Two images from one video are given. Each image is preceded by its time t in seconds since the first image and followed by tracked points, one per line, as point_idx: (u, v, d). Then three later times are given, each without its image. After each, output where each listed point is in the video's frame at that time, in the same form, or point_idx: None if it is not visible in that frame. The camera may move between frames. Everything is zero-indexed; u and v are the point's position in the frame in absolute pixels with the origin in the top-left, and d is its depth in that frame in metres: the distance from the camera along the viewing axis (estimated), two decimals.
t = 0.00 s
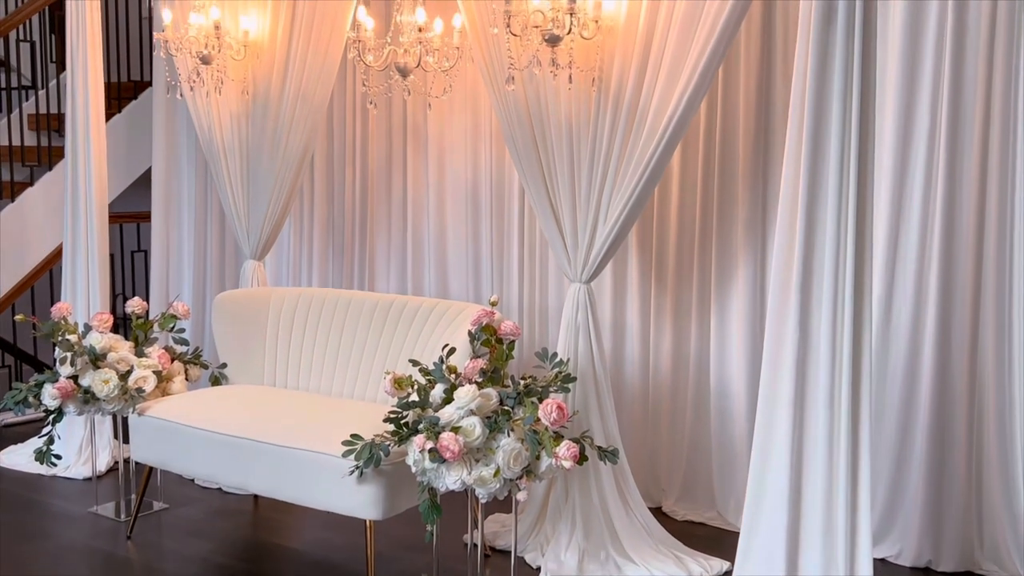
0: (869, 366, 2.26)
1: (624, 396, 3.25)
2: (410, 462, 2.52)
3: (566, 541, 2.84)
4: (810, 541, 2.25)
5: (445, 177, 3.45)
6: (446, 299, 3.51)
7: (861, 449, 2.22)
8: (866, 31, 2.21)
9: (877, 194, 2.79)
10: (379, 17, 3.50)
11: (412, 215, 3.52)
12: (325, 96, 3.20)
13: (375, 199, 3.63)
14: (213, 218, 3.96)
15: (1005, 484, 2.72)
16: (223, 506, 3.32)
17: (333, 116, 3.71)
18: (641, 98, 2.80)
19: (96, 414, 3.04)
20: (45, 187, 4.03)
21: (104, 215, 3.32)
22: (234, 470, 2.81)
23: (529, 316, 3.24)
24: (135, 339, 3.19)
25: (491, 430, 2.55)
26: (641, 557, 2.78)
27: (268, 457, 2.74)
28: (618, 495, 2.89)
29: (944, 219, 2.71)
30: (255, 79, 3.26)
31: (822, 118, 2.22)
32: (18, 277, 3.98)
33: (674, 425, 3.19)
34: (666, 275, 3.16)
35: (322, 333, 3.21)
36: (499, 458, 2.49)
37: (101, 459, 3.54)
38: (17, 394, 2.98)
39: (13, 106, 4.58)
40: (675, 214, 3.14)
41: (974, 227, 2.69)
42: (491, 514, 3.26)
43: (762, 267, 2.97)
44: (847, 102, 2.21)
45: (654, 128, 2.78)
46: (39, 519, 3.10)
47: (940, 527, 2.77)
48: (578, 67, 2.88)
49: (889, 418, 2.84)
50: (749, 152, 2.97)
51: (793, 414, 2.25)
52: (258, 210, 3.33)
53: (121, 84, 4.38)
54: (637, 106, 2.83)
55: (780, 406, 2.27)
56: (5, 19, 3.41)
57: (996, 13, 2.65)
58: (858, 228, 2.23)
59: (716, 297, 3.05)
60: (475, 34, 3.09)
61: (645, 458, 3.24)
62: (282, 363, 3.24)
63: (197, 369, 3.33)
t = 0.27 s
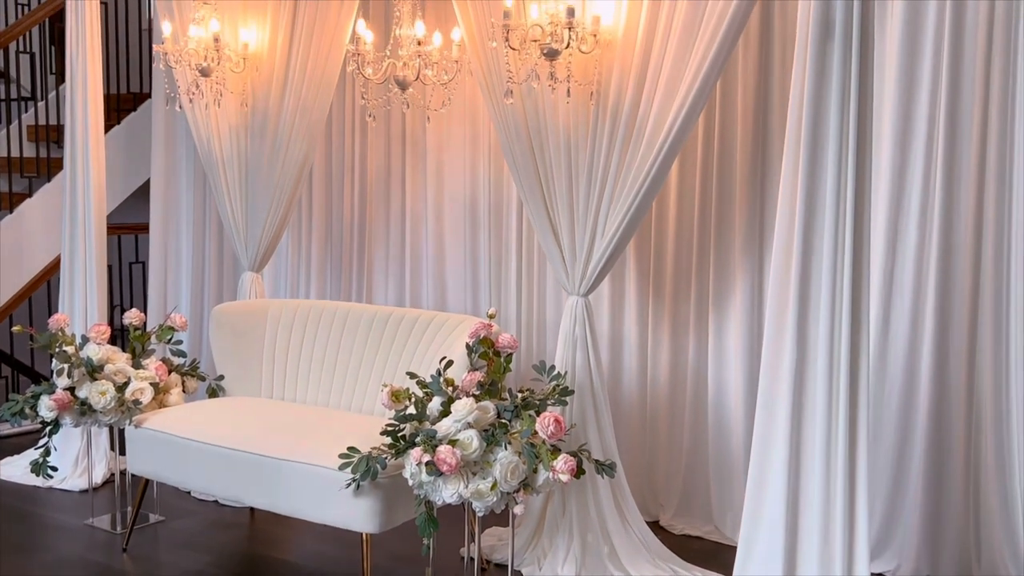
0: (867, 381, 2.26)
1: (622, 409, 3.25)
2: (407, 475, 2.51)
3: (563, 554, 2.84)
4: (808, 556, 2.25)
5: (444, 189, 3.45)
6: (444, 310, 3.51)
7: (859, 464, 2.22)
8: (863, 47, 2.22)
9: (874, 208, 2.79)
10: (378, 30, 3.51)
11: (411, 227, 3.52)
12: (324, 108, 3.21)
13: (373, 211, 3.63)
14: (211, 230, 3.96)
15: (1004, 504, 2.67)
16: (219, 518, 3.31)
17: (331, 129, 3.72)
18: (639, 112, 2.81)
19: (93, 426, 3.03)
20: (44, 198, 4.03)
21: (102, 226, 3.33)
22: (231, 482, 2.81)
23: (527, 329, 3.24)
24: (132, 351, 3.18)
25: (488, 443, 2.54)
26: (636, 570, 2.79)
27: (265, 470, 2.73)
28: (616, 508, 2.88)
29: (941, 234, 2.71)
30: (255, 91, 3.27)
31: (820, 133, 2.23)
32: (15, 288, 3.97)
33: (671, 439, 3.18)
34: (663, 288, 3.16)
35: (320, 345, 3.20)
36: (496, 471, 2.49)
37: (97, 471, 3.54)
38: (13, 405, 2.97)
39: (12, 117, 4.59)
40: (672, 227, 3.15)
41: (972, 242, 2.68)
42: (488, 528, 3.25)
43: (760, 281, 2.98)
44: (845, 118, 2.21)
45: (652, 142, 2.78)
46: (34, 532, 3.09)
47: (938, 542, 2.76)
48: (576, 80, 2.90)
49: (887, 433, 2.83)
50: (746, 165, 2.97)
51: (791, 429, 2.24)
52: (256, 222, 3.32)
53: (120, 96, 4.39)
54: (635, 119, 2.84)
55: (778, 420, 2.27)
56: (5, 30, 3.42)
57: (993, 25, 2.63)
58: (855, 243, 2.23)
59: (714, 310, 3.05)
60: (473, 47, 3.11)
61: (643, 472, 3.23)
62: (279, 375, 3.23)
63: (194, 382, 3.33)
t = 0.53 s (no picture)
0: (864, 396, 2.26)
1: (620, 421, 3.24)
2: (403, 488, 2.50)
3: (560, 567, 2.84)
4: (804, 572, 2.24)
5: (442, 202, 3.46)
6: (441, 323, 3.50)
7: (856, 479, 2.21)
8: (860, 62, 2.23)
9: (871, 222, 2.78)
10: (377, 42, 3.52)
11: (408, 239, 3.53)
12: (323, 120, 3.22)
13: (371, 223, 3.64)
14: (209, 241, 3.97)
15: (1001, 520, 2.65)
16: (215, 530, 3.30)
17: (330, 141, 3.73)
18: (637, 125, 2.81)
19: (89, 437, 3.03)
20: (42, 209, 4.03)
21: (100, 237, 3.33)
22: (227, 495, 2.80)
23: (524, 341, 3.24)
24: (128, 362, 3.18)
25: (485, 456, 2.53)
26: None
27: (261, 482, 2.72)
28: (612, 521, 2.88)
29: (938, 247, 2.71)
30: (254, 103, 3.28)
31: (817, 148, 2.24)
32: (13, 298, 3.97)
33: (668, 452, 3.18)
34: (661, 301, 3.16)
35: (317, 358, 3.20)
36: (493, 484, 2.48)
37: (93, 483, 3.53)
38: (9, 416, 2.97)
39: (11, 128, 4.60)
40: (670, 240, 3.15)
41: (969, 256, 2.68)
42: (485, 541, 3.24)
43: (757, 294, 2.98)
44: (842, 132, 2.22)
45: (649, 154, 2.79)
46: (29, 543, 3.08)
47: (935, 557, 2.76)
48: (574, 94, 2.91)
49: (884, 447, 2.83)
50: (744, 179, 2.98)
51: (788, 443, 2.24)
52: (254, 234, 3.32)
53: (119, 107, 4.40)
54: (632, 132, 2.84)
55: (775, 435, 2.27)
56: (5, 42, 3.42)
57: (989, 39, 2.63)
58: (852, 258, 2.23)
59: (712, 324, 3.05)
60: (471, 59, 3.12)
61: (640, 485, 3.23)
62: (276, 387, 3.23)
63: (191, 393, 3.32)
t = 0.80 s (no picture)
0: (861, 411, 2.26)
1: (617, 433, 3.24)
2: (399, 500, 2.49)
3: None
4: None
5: (439, 213, 3.46)
6: (438, 334, 3.50)
7: (853, 494, 2.21)
8: (857, 76, 2.23)
9: (868, 235, 2.78)
10: (375, 55, 3.53)
11: (406, 251, 3.53)
12: (321, 132, 3.22)
13: (369, 234, 3.64)
14: (206, 252, 3.97)
15: (998, 534, 2.66)
16: (210, 543, 3.29)
17: (327, 153, 3.73)
18: (634, 138, 2.82)
19: (84, 449, 3.01)
20: (40, 219, 4.03)
21: (97, 247, 3.33)
22: (223, 507, 2.79)
23: (521, 353, 3.24)
24: (125, 373, 3.18)
25: (481, 468, 2.53)
26: None
27: (257, 494, 2.72)
28: (610, 535, 2.88)
29: (934, 261, 2.71)
30: (252, 114, 3.28)
31: (813, 163, 2.24)
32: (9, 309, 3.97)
33: (665, 465, 3.17)
34: (658, 314, 3.16)
35: (313, 369, 3.20)
36: (489, 497, 2.47)
37: (89, 494, 3.52)
38: (5, 427, 2.96)
39: (10, 138, 4.61)
40: (667, 253, 3.16)
41: (965, 270, 2.69)
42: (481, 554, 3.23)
43: (754, 306, 2.98)
44: (838, 147, 2.23)
45: (646, 167, 2.79)
46: (24, 555, 3.07)
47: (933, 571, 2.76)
48: (571, 106, 2.92)
49: (881, 461, 2.82)
50: (741, 192, 2.98)
51: (784, 458, 2.24)
52: (252, 245, 3.32)
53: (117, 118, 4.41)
54: (629, 145, 2.85)
55: (771, 450, 2.26)
56: (4, 52, 3.43)
57: (985, 54, 2.64)
58: (849, 273, 2.23)
59: (709, 337, 3.05)
60: (469, 71, 3.13)
61: (637, 498, 3.22)
62: (272, 398, 3.23)
63: (187, 405, 3.32)
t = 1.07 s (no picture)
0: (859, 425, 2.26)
1: (614, 447, 3.24)
2: (396, 514, 2.49)
3: None
4: None
5: (437, 225, 3.47)
6: (436, 347, 3.50)
7: (850, 510, 2.20)
8: (853, 93, 2.24)
9: (864, 250, 2.78)
10: (374, 68, 3.54)
11: (404, 263, 3.53)
12: (319, 144, 3.23)
13: (367, 245, 3.64)
14: (205, 264, 3.97)
15: (995, 553, 2.64)
16: (207, 556, 3.28)
17: (326, 165, 3.74)
18: (631, 152, 2.83)
19: (81, 462, 2.99)
20: (38, 232, 4.01)
21: (95, 259, 3.34)
22: (219, 520, 2.78)
23: (519, 366, 3.24)
24: (122, 386, 3.17)
25: (478, 482, 2.53)
26: None
27: (254, 507, 2.71)
28: (607, 548, 2.87)
29: (932, 276, 2.71)
30: (250, 126, 3.29)
31: (810, 179, 2.25)
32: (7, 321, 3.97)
33: (663, 478, 3.17)
34: (655, 327, 3.17)
35: (311, 381, 3.19)
36: (486, 511, 2.47)
37: (85, 507, 3.51)
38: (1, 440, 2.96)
39: (9, 150, 4.61)
40: (664, 266, 3.16)
41: (962, 286, 2.69)
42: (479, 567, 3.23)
43: (751, 320, 2.98)
44: (835, 163, 2.23)
45: (644, 181, 2.80)
46: (20, 568, 3.06)
47: None
48: (569, 120, 2.93)
49: (877, 476, 2.78)
50: (738, 206, 2.99)
51: (782, 473, 2.24)
52: (250, 257, 3.32)
53: (116, 130, 4.42)
54: (627, 158, 2.85)
55: (769, 464, 2.26)
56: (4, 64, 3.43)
57: (981, 71, 2.65)
58: (846, 289, 2.23)
59: (706, 350, 3.05)
60: (467, 85, 3.13)
61: (635, 511, 3.22)
62: (269, 411, 3.22)
63: (184, 417, 3.31)
